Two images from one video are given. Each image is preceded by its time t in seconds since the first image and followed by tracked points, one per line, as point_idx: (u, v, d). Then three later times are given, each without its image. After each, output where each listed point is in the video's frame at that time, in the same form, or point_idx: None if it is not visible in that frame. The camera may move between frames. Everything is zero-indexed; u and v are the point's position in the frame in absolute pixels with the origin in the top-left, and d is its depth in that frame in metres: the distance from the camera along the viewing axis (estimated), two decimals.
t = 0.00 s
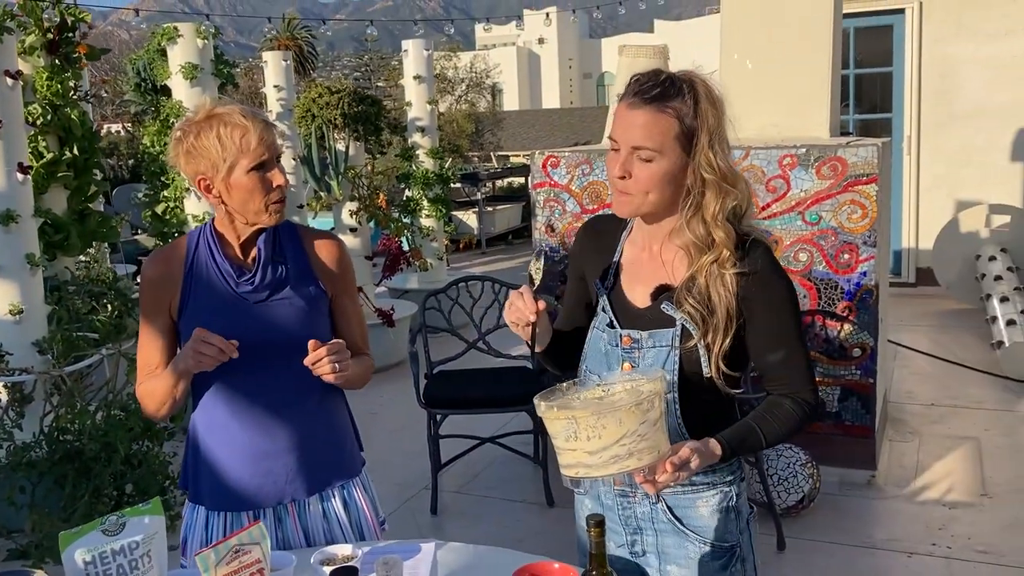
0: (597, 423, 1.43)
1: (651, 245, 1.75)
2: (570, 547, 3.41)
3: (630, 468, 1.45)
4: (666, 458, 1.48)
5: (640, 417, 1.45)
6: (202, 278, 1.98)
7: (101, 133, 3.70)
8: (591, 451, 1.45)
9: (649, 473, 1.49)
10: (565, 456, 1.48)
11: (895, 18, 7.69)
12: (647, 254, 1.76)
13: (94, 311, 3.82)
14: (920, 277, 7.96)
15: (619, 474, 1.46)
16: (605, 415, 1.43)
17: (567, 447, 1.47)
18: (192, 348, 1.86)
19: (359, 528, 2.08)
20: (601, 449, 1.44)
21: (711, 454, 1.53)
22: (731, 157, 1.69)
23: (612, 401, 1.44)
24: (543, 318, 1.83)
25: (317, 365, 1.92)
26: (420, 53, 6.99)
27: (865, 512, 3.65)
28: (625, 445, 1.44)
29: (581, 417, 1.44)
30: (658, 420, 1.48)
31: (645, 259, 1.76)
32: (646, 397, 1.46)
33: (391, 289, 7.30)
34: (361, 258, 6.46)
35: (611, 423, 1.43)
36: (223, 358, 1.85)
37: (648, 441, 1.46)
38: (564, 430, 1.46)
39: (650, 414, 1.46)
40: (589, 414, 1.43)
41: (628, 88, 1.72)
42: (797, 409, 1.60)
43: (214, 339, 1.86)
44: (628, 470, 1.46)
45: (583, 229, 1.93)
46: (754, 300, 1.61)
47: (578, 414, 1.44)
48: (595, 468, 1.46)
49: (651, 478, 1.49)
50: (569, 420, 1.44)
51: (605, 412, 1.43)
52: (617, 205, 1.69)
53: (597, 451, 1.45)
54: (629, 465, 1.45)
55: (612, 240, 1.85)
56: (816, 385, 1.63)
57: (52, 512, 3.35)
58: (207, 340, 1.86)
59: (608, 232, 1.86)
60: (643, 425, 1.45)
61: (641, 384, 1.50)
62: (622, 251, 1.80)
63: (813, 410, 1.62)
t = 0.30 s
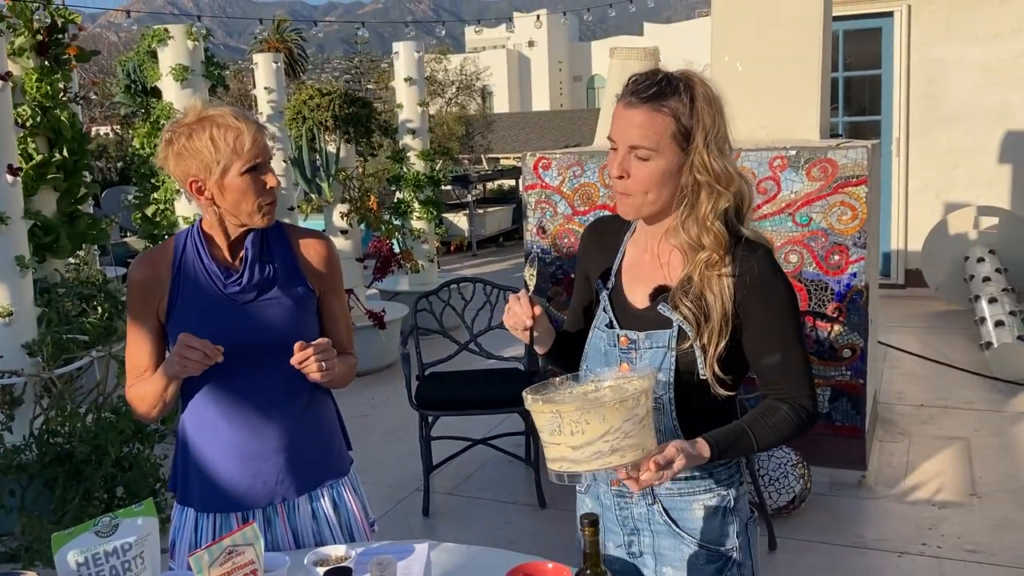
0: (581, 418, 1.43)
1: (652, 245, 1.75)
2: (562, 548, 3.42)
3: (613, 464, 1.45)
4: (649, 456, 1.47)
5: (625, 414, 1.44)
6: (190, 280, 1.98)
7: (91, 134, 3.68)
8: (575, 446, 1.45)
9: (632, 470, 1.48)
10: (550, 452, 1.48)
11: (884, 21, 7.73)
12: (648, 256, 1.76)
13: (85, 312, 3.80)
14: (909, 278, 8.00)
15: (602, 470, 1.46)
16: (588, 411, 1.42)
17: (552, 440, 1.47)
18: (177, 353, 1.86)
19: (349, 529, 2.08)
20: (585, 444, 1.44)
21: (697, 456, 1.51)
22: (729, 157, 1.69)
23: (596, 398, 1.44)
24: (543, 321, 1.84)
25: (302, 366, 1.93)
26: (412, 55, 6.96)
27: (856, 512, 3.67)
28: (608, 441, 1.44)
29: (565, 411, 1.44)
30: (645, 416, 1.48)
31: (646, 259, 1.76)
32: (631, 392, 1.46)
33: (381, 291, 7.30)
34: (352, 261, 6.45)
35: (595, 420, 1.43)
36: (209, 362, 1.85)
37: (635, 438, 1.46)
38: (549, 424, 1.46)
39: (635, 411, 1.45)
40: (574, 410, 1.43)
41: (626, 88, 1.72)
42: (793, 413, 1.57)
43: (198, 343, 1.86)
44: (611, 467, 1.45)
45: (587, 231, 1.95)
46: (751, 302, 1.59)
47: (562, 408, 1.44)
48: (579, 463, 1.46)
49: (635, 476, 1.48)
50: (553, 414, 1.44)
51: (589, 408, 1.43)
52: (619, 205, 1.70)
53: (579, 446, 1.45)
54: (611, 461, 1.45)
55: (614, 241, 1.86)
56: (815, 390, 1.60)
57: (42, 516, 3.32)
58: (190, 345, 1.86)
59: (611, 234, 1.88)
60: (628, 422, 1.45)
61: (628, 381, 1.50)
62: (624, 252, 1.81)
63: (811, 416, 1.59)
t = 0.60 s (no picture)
0: (568, 412, 1.44)
1: (661, 246, 1.74)
2: (558, 548, 3.42)
3: (598, 460, 1.44)
4: (638, 453, 1.45)
5: (610, 409, 1.44)
6: (186, 280, 1.98)
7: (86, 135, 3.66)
8: (561, 440, 1.46)
9: (620, 466, 1.47)
10: (538, 445, 1.49)
11: (879, 22, 7.74)
12: (657, 259, 1.74)
13: (80, 314, 3.80)
14: (904, 278, 8.02)
15: (586, 465, 1.45)
16: (573, 404, 1.43)
17: (541, 434, 1.48)
18: (174, 355, 1.87)
19: (345, 531, 2.08)
20: (571, 438, 1.45)
21: (690, 458, 1.49)
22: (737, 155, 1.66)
23: (583, 391, 1.44)
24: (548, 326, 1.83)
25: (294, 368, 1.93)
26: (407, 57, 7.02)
27: (851, 512, 3.68)
28: (593, 436, 1.44)
29: (551, 404, 1.45)
30: (636, 412, 1.48)
31: (655, 261, 1.75)
32: (618, 387, 1.45)
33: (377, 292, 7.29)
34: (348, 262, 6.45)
35: (580, 414, 1.44)
36: (206, 362, 1.86)
37: (623, 433, 1.45)
38: (537, 417, 1.48)
39: (623, 407, 1.45)
40: (560, 403, 1.44)
41: (632, 87, 1.70)
42: (796, 421, 1.55)
43: (194, 346, 1.87)
44: (596, 462, 1.45)
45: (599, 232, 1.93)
46: (757, 306, 1.57)
47: (549, 401, 1.45)
48: (565, 458, 1.46)
49: (623, 472, 1.48)
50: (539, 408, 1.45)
51: (577, 401, 1.43)
52: (630, 208, 1.68)
53: (566, 440, 1.45)
54: (597, 456, 1.44)
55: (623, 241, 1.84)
56: (819, 399, 1.57)
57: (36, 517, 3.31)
58: (187, 347, 1.87)
59: (620, 234, 1.86)
60: (616, 417, 1.44)
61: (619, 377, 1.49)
62: (633, 252, 1.79)
63: (814, 425, 1.56)
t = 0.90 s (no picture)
0: (581, 403, 1.45)
1: (674, 242, 1.71)
2: (556, 547, 3.42)
3: (612, 452, 1.45)
4: (653, 447, 1.45)
5: (628, 400, 1.45)
6: (185, 279, 1.98)
7: (83, 134, 3.65)
8: (574, 432, 1.47)
9: (634, 459, 1.46)
10: (549, 439, 1.50)
11: (877, 22, 7.74)
12: (670, 257, 1.71)
13: (77, 313, 3.77)
14: (901, 278, 8.02)
15: (600, 457, 1.46)
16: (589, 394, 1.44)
17: (551, 427, 1.49)
18: (175, 359, 1.88)
19: (344, 530, 2.08)
20: (584, 431, 1.46)
21: (704, 453, 1.47)
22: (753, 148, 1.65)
23: (598, 381, 1.45)
24: (556, 336, 1.78)
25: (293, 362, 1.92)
26: (406, 56, 7.02)
27: (849, 511, 3.69)
28: (608, 428, 1.45)
29: (564, 396, 1.46)
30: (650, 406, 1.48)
31: (669, 259, 1.72)
32: (633, 377, 1.46)
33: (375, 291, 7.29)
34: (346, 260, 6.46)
35: (594, 404, 1.45)
36: (206, 366, 1.87)
37: (636, 425, 1.45)
38: (548, 410, 1.48)
39: (638, 399, 1.45)
40: (573, 393, 1.45)
41: (653, 82, 1.66)
42: (809, 420, 1.54)
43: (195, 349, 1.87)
44: (610, 454, 1.46)
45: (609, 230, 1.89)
46: (772, 302, 1.55)
47: (562, 393, 1.45)
48: (578, 451, 1.47)
49: (637, 465, 1.46)
50: (552, 399, 1.46)
51: (589, 392, 1.45)
52: (659, 206, 1.62)
53: (580, 432, 1.46)
54: (611, 448, 1.45)
55: (633, 240, 1.80)
56: (831, 399, 1.56)
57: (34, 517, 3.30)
58: (185, 351, 1.87)
59: (628, 231, 1.83)
60: (631, 409, 1.45)
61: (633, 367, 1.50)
62: (645, 252, 1.76)
63: (825, 426, 1.55)
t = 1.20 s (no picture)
0: (620, 419, 1.43)
1: (678, 244, 1.70)
2: (557, 548, 3.42)
3: (651, 467, 1.44)
4: (689, 458, 1.45)
5: (665, 413, 1.44)
6: (182, 279, 1.98)
7: (82, 134, 3.65)
8: (611, 449, 1.45)
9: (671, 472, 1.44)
10: (585, 457, 1.48)
11: (877, 22, 7.75)
12: (675, 259, 1.71)
13: (77, 313, 3.75)
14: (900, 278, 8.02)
15: (638, 473, 1.45)
16: (628, 411, 1.42)
17: (587, 444, 1.47)
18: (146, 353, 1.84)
19: (341, 530, 2.08)
20: (623, 447, 1.44)
21: (735, 455, 1.49)
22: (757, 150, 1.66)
23: (636, 396, 1.44)
24: (561, 343, 1.77)
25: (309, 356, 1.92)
26: (405, 56, 7.02)
27: (849, 511, 3.69)
28: (647, 443, 1.43)
29: (602, 412, 1.44)
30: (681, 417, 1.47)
31: (672, 262, 1.71)
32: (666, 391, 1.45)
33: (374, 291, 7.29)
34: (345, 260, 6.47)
35: (634, 420, 1.43)
36: (174, 363, 1.82)
37: (671, 439, 1.44)
38: (583, 427, 1.46)
39: (673, 411, 1.45)
40: (612, 409, 1.43)
41: (657, 85, 1.66)
42: (823, 417, 1.55)
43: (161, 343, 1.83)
44: (649, 470, 1.44)
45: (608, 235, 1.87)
46: (783, 303, 1.56)
47: (601, 409, 1.43)
48: (617, 467, 1.45)
49: (673, 479, 1.45)
50: (589, 416, 1.44)
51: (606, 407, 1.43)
52: (665, 205, 1.62)
53: (618, 448, 1.44)
54: (650, 463, 1.44)
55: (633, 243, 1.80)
56: (841, 396, 1.58)
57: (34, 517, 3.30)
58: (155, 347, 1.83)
59: (630, 233, 1.82)
60: (668, 422, 1.44)
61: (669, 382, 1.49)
62: (650, 253, 1.75)
63: (836, 423, 1.57)
